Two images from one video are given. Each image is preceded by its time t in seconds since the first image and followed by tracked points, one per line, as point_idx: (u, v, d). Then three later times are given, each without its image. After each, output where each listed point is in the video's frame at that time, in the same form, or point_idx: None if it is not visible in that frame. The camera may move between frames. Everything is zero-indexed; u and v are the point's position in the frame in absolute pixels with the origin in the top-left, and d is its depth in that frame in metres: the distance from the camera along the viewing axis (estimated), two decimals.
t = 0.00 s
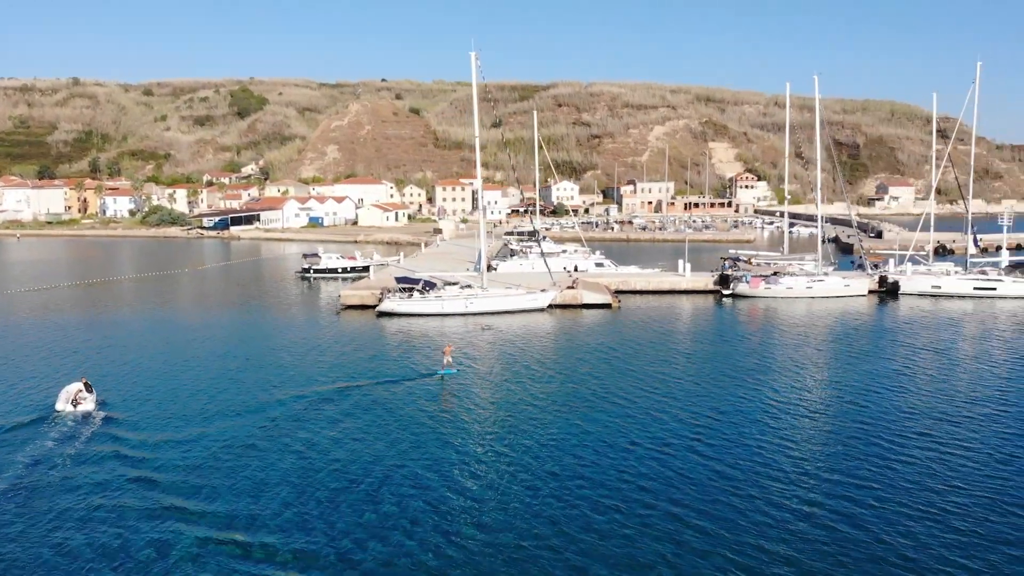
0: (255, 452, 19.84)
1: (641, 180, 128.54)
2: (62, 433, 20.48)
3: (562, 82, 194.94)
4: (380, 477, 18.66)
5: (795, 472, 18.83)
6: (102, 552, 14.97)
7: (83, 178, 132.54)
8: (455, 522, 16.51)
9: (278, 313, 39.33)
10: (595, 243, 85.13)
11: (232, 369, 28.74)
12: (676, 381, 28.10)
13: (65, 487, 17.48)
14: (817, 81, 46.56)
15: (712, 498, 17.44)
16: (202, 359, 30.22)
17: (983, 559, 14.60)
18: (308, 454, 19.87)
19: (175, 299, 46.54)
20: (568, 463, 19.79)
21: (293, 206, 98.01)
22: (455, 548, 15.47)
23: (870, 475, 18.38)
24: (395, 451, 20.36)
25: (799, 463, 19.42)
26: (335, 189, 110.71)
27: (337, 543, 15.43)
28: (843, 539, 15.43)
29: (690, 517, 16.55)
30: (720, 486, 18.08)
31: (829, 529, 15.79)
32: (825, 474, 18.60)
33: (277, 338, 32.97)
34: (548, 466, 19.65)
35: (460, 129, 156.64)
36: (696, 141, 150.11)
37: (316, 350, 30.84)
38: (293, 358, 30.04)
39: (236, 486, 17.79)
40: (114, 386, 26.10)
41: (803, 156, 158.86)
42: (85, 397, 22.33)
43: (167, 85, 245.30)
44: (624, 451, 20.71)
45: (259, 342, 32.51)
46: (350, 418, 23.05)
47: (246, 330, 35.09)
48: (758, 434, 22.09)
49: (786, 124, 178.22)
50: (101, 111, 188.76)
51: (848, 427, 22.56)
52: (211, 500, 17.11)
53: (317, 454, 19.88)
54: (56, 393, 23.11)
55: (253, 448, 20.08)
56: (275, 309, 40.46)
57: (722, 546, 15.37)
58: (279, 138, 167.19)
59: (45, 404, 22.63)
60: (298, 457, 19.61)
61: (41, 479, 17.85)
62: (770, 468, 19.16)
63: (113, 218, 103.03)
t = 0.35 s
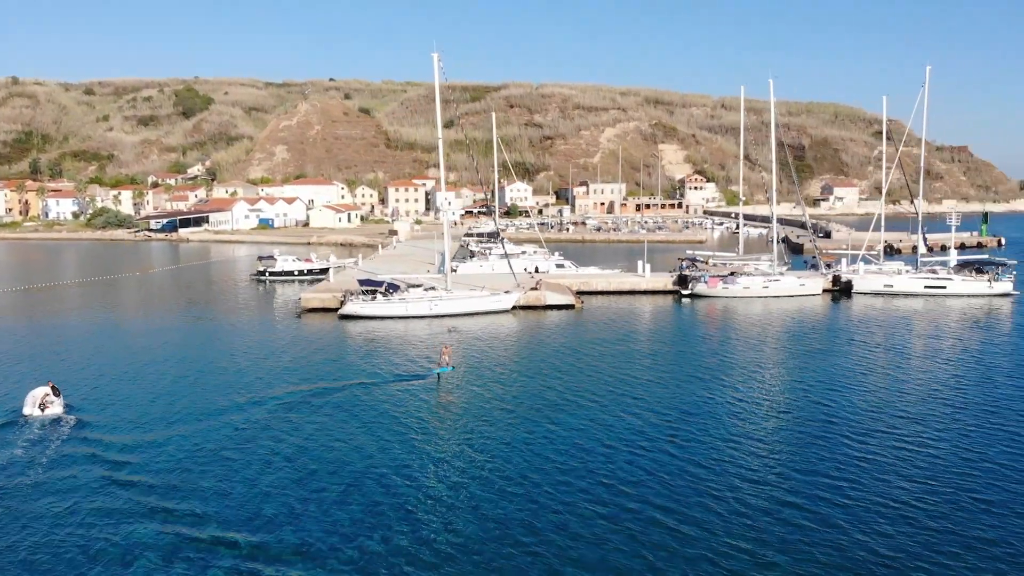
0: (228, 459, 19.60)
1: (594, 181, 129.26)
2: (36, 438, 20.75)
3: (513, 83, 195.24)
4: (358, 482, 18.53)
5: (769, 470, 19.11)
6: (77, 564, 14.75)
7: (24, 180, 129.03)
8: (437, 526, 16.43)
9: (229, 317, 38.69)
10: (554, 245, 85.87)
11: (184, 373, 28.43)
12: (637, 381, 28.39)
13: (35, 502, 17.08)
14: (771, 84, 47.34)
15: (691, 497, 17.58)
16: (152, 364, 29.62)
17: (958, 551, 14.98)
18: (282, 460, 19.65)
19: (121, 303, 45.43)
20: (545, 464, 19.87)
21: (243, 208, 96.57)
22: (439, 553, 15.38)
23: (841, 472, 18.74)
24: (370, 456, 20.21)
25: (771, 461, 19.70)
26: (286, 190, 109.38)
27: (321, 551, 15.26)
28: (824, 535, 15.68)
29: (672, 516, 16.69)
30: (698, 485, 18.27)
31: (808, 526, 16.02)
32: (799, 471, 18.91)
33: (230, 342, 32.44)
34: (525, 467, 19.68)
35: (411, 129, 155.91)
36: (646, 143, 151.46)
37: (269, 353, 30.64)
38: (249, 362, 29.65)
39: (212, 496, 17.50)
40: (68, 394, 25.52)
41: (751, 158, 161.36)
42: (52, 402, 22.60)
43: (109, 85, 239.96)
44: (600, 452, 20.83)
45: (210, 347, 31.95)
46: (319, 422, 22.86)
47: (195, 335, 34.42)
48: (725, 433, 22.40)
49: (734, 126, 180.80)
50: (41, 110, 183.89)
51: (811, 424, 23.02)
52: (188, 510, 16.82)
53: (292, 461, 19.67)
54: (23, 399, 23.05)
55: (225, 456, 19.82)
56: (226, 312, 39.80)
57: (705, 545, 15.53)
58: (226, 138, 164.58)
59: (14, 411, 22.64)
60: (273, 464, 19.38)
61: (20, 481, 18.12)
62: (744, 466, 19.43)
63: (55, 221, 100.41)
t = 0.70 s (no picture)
0: (213, 465, 19.44)
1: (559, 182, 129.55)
2: (20, 438, 20.80)
3: (477, 84, 195.15)
4: (348, 486, 18.45)
5: (754, 469, 19.34)
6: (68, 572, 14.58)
7: None
8: (431, 529, 16.43)
9: (191, 320, 38.25)
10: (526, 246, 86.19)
11: (154, 376, 28.09)
12: (612, 381, 28.60)
13: (21, 507, 16.90)
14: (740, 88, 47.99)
15: (680, 497, 17.74)
16: (116, 368, 29.21)
17: (944, 545, 15.32)
18: (268, 466, 19.53)
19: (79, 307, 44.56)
20: (535, 465, 19.94)
21: (205, 209, 95.36)
22: (437, 557, 15.35)
23: (827, 470, 19.01)
24: (357, 459, 20.16)
25: (755, 460, 19.98)
26: (248, 191, 108.13)
27: (317, 554, 15.18)
28: (813, 532, 15.90)
29: (662, 516, 16.85)
30: (687, 484, 18.48)
31: (798, 523, 16.26)
32: (785, 470, 19.14)
33: (195, 345, 32.10)
34: (514, 468, 19.72)
35: (374, 129, 155.08)
36: (610, 144, 152.20)
37: (239, 356, 30.41)
38: (218, 364, 29.40)
39: (200, 503, 17.35)
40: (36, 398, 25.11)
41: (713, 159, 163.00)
42: (31, 404, 22.58)
43: (64, 84, 235.46)
44: (587, 452, 20.93)
45: (175, 350, 31.58)
46: (300, 425, 22.74)
47: (157, 338, 33.95)
48: (704, 432, 22.66)
49: (696, 128, 182.48)
50: None
51: (787, 424, 23.35)
52: (178, 517, 16.68)
53: (279, 464, 19.61)
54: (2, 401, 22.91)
55: (211, 461, 19.70)
56: (189, 316, 39.32)
57: (697, 543, 15.69)
58: (186, 138, 162.31)
59: None
60: (261, 469, 19.27)
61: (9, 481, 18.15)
62: (729, 466, 19.67)
63: (12, 222, 98.26)
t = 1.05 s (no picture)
0: (186, 473, 19.18)
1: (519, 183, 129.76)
2: None
3: (435, 84, 194.79)
4: (328, 490, 18.33)
5: (730, 470, 19.53)
6: None
7: None
8: (413, 535, 16.34)
9: (147, 323, 37.72)
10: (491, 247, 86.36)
11: (106, 380, 27.55)
12: (581, 381, 28.72)
13: None
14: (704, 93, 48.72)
15: (659, 498, 17.85)
16: (72, 371, 28.74)
17: (922, 539, 15.69)
18: (247, 471, 19.38)
19: (30, 311, 43.58)
20: (513, 466, 19.94)
21: (161, 211, 93.84)
22: (422, 561, 15.32)
23: (801, 470, 19.26)
24: (333, 464, 20.01)
25: (729, 460, 20.20)
26: (205, 192, 106.66)
27: (304, 560, 15.13)
28: (792, 532, 16.08)
29: (643, 517, 16.94)
30: (664, 485, 18.60)
31: (781, 522, 16.51)
32: (760, 470, 19.37)
33: (154, 348, 31.72)
34: (491, 470, 19.70)
35: (332, 130, 153.96)
36: (570, 145, 152.83)
37: (200, 359, 30.04)
38: (179, 367, 29.12)
39: (175, 512, 17.07)
40: None
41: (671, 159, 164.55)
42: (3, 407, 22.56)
43: (11, 83, 230.02)
44: (565, 453, 21.01)
45: (131, 353, 31.13)
46: (272, 430, 22.51)
47: (111, 342, 33.44)
48: (675, 432, 22.86)
49: (654, 130, 184.18)
50: None
51: (758, 423, 23.63)
52: (153, 528, 16.41)
53: (253, 471, 19.38)
54: None
55: (184, 468, 19.44)
56: (146, 319, 38.74)
57: (678, 544, 15.81)
58: (139, 138, 159.58)
59: None
60: (235, 476, 19.03)
61: None
62: (705, 466, 19.84)
63: None
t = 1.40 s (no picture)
0: (144, 483, 18.72)
1: (468, 184, 129.61)
2: None
3: (381, 84, 193.62)
4: (292, 496, 18.12)
5: (693, 469, 19.71)
6: None
7: None
8: (382, 542, 16.09)
9: (88, 327, 36.81)
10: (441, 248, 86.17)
11: (48, 387, 26.63)
12: (538, 382, 28.78)
13: None
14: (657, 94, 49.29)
15: (628, 499, 17.86)
16: (11, 376, 27.94)
17: (883, 532, 16.01)
18: (208, 478, 19.10)
19: None
20: (479, 469, 19.83)
21: (101, 212, 91.52)
22: (390, 566, 15.20)
23: (766, 468, 19.45)
24: (296, 470, 19.73)
25: (693, 459, 20.34)
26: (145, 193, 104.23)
27: (271, 568, 14.94)
28: (759, 531, 16.21)
29: (610, 518, 16.95)
30: (632, 485, 18.65)
31: (745, 519, 16.73)
32: (725, 469, 19.53)
33: (96, 353, 30.99)
34: (458, 473, 19.55)
35: (277, 130, 151.99)
36: (518, 146, 153.07)
37: (146, 362, 29.48)
38: (126, 371, 28.53)
39: (135, 525, 16.62)
40: None
41: (617, 161, 165.87)
42: None
43: None
44: (529, 453, 21.01)
45: (72, 358, 30.38)
46: (231, 436, 22.10)
47: (50, 346, 32.56)
48: (638, 431, 22.99)
49: (600, 131, 185.57)
50: None
51: (716, 422, 23.90)
52: (111, 543, 15.91)
53: (214, 480, 18.97)
54: None
55: (141, 478, 18.97)
56: (87, 323, 37.81)
57: (649, 545, 15.85)
58: (76, 138, 155.53)
59: None
60: (197, 485, 18.64)
61: None
62: (668, 465, 20.02)
63: None
